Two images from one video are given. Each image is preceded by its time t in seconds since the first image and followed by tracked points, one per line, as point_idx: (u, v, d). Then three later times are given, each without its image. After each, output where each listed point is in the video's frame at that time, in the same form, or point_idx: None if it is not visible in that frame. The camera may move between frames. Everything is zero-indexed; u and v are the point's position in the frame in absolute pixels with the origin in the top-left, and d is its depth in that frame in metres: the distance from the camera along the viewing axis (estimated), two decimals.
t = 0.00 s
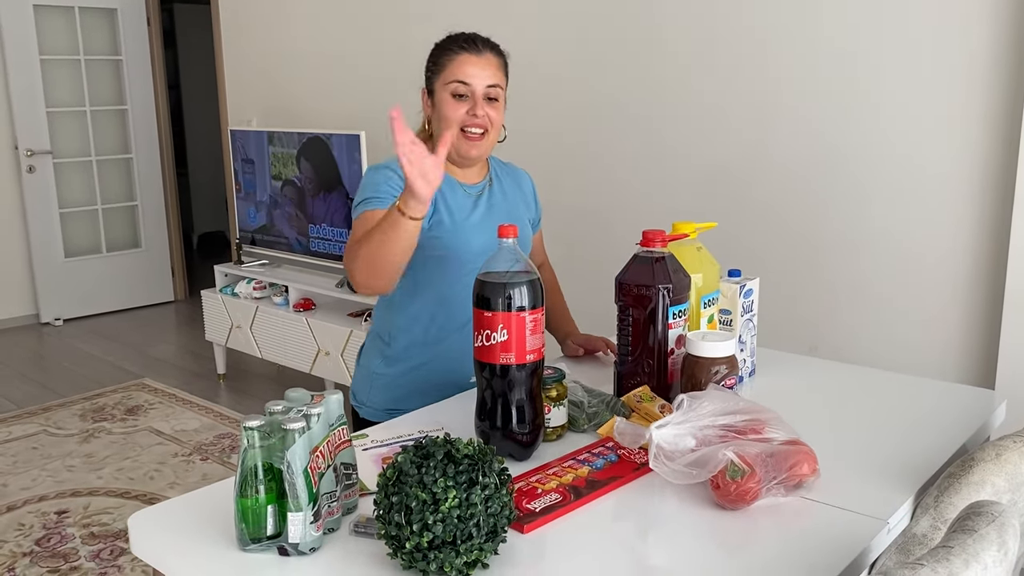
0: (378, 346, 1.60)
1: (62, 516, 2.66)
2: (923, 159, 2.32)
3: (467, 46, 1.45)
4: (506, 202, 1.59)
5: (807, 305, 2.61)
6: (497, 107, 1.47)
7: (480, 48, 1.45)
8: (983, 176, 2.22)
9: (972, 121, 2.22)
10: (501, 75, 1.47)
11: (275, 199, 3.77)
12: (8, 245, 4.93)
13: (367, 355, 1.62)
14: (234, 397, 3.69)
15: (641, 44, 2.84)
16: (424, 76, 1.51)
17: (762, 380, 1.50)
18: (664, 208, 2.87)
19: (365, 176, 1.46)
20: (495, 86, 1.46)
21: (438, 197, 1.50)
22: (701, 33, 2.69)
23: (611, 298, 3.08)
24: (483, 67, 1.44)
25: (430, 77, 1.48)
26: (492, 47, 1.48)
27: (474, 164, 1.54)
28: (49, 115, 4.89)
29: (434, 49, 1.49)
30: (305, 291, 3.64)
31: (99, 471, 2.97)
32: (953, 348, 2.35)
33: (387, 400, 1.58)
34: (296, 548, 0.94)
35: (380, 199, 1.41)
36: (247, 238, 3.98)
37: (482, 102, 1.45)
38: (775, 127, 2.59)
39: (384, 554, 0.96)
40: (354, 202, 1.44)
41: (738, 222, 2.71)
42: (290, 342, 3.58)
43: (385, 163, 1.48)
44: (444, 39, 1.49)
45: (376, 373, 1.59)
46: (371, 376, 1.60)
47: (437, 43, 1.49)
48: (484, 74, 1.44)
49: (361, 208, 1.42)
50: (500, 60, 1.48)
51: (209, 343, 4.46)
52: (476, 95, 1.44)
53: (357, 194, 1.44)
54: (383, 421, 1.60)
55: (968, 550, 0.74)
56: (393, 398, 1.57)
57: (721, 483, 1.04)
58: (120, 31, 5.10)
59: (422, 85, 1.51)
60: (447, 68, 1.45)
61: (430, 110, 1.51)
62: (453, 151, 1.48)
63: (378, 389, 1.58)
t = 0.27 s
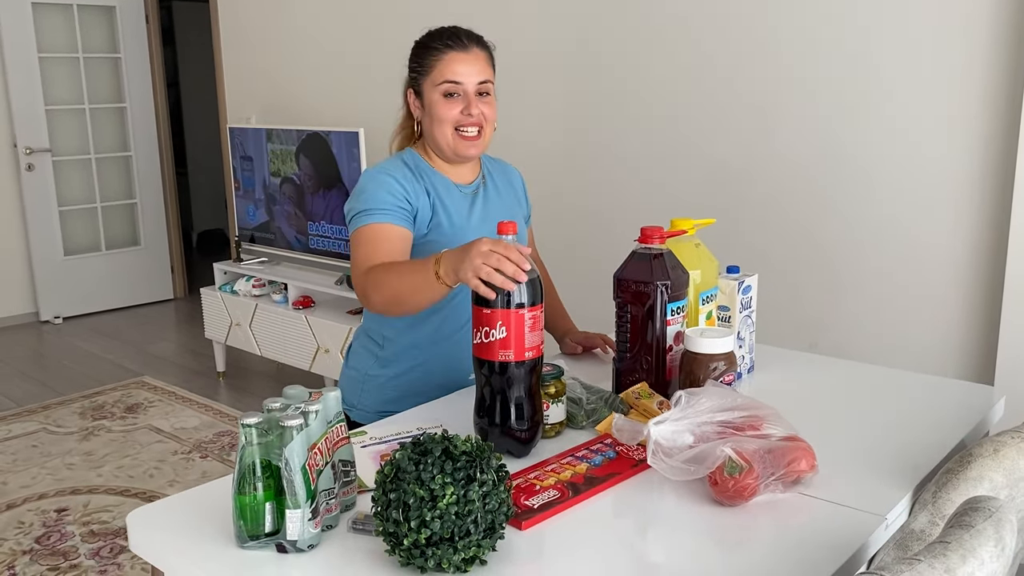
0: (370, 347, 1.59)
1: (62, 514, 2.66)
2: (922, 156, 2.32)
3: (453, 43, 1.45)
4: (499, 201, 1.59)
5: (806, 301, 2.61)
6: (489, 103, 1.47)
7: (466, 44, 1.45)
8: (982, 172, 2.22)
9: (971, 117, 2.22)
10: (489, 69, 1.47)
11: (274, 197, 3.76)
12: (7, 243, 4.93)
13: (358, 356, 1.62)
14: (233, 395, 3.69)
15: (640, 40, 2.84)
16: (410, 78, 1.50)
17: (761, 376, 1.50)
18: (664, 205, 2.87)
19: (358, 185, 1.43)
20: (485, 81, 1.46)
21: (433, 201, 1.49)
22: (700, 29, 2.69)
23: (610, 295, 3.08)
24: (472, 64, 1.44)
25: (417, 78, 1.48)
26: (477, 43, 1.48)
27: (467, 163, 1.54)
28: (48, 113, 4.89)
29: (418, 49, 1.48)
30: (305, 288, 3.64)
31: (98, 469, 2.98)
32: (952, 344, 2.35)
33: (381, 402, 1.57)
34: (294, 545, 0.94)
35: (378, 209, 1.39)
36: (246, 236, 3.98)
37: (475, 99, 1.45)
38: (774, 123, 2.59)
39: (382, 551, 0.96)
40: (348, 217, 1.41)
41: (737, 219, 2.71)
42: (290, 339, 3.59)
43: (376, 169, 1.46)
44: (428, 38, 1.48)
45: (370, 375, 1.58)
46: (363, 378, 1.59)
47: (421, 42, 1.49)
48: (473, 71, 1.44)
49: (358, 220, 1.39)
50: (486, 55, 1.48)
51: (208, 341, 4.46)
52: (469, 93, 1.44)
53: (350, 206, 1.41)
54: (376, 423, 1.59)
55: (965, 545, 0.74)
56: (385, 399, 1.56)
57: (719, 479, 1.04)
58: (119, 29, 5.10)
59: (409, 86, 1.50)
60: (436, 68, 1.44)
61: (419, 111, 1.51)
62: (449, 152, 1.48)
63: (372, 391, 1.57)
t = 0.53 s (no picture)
0: (365, 347, 1.59)
1: (62, 513, 2.66)
2: (920, 153, 2.32)
3: (454, 46, 1.44)
4: (497, 202, 1.59)
5: (805, 299, 2.61)
6: (492, 106, 1.47)
7: (468, 47, 1.45)
8: (980, 168, 2.22)
9: (969, 114, 2.22)
10: (491, 72, 1.47)
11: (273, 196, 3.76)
12: (6, 243, 4.93)
13: (353, 356, 1.62)
14: (233, 393, 3.69)
15: (638, 37, 2.84)
16: (411, 80, 1.50)
17: (759, 373, 1.50)
18: (663, 203, 2.88)
19: (356, 188, 1.44)
20: (487, 84, 1.46)
21: (433, 203, 1.49)
22: (699, 27, 2.69)
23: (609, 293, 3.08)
24: (474, 67, 1.44)
25: (418, 81, 1.48)
26: (478, 45, 1.48)
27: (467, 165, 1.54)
28: (47, 112, 4.88)
29: (419, 51, 1.48)
30: (304, 287, 3.64)
31: (98, 468, 2.98)
32: (951, 340, 2.35)
33: (375, 402, 1.57)
34: (292, 542, 0.95)
35: (376, 214, 1.39)
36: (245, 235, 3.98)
37: (478, 103, 1.45)
38: (773, 121, 2.59)
39: (380, 548, 0.96)
40: (347, 220, 1.42)
41: (735, 217, 2.71)
42: (289, 338, 3.59)
43: (375, 172, 1.46)
44: (429, 40, 1.48)
45: (364, 374, 1.58)
46: (358, 377, 1.59)
47: (422, 45, 1.48)
48: (476, 75, 1.44)
49: (356, 224, 1.39)
50: (488, 57, 1.48)
51: (208, 340, 4.46)
52: (472, 97, 1.44)
53: (349, 209, 1.42)
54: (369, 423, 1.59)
55: (960, 541, 0.74)
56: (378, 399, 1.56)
57: (716, 476, 1.04)
58: (117, 28, 5.09)
59: (411, 89, 1.50)
60: (439, 71, 1.44)
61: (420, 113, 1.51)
62: (451, 155, 1.48)
63: (366, 392, 1.58)
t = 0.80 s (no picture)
0: (364, 346, 1.60)
1: (62, 513, 2.67)
2: (918, 150, 2.32)
3: (458, 50, 1.44)
4: (497, 203, 1.59)
5: (804, 296, 2.61)
6: (494, 109, 1.47)
7: (472, 51, 1.45)
8: (979, 166, 2.23)
9: (967, 112, 2.23)
10: (495, 75, 1.47)
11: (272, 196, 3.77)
12: (6, 243, 4.93)
13: (352, 355, 1.62)
14: (233, 393, 3.70)
15: (637, 36, 2.84)
16: (413, 80, 1.50)
17: (758, 371, 1.51)
18: (661, 201, 2.88)
19: (356, 187, 1.44)
20: (491, 88, 1.46)
21: (433, 204, 1.49)
22: (697, 26, 2.69)
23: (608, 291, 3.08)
24: (478, 71, 1.44)
25: (420, 82, 1.48)
26: (483, 48, 1.47)
27: (467, 167, 1.54)
28: (46, 112, 4.88)
29: (423, 52, 1.48)
30: (303, 286, 3.65)
31: (98, 468, 2.98)
32: (949, 337, 2.35)
33: (373, 401, 1.57)
34: (292, 541, 0.95)
35: (375, 215, 1.39)
36: (244, 234, 3.98)
37: (480, 107, 1.45)
38: (771, 119, 2.59)
39: (379, 547, 0.96)
40: (346, 220, 1.42)
41: (734, 215, 2.71)
42: (289, 337, 3.59)
43: (375, 172, 1.46)
44: (434, 41, 1.47)
45: (363, 374, 1.58)
46: (357, 376, 1.60)
47: (427, 45, 1.48)
48: (479, 79, 1.44)
49: (356, 225, 1.39)
50: (493, 60, 1.48)
51: (208, 339, 4.46)
52: (474, 101, 1.44)
53: (349, 209, 1.42)
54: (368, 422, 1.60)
55: (957, 537, 0.74)
56: (377, 399, 1.57)
57: (714, 474, 1.04)
58: (116, 28, 5.09)
59: (414, 89, 1.50)
60: (442, 75, 1.44)
61: (421, 114, 1.51)
62: (452, 157, 1.48)
63: (364, 391, 1.58)
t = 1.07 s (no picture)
0: (364, 348, 1.60)
1: (62, 514, 2.67)
2: (916, 150, 2.33)
3: (470, 55, 1.44)
4: (494, 205, 1.59)
5: (802, 296, 2.62)
6: (498, 117, 1.48)
7: (484, 58, 1.45)
8: (976, 166, 2.23)
9: (965, 111, 2.23)
10: (502, 83, 1.47)
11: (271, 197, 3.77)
12: (5, 245, 4.94)
13: (351, 357, 1.62)
14: (233, 394, 3.70)
15: (635, 36, 2.84)
16: (419, 78, 1.49)
17: (755, 371, 1.51)
18: (661, 200, 2.88)
19: (355, 189, 1.44)
20: (497, 96, 1.46)
21: (431, 206, 1.50)
22: (696, 26, 2.70)
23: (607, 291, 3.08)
24: (487, 79, 1.44)
25: (427, 82, 1.46)
26: (493, 55, 1.47)
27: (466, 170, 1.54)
28: (45, 114, 4.89)
29: (433, 52, 1.47)
30: (303, 287, 3.65)
31: (99, 469, 2.99)
32: (947, 337, 2.35)
33: (373, 403, 1.58)
34: (291, 542, 0.95)
35: (373, 219, 1.39)
36: (244, 235, 3.99)
37: (486, 114, 1.46)
38: (769, 119, 2.59)
39: (378, 548, 0.97)
40: (344, 222, 1.42)
41: (733, 214, 2.71)
42: (288, 338, 3.59)
43: (374, 173, 1.46)
44: (444, 42, 1.46)
45: (364, 377, 1.58)
46: (357, 379, 1.60)
47: (436, 46, 1.47)
48: (488, 87, 1.44)
49: (353, 228, 1.40)
50: (501, 67, 1.48)
51: (207, 340, 4.47)
52: (481, 108, 1.44)
53: (347, 212, 1.42)
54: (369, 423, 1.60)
55: (952, 537, 0.75)
56: (379, 401, 1.57)
57: (712, 474, 1.05)
58: (115, 29, 5.09)
59: (418, 88, 1.49)
60: (451, 79, 1.43)
61: (423, 113, 1.50)
62: (452, 160, 1.49)
63: (364, 393, 1.58)
